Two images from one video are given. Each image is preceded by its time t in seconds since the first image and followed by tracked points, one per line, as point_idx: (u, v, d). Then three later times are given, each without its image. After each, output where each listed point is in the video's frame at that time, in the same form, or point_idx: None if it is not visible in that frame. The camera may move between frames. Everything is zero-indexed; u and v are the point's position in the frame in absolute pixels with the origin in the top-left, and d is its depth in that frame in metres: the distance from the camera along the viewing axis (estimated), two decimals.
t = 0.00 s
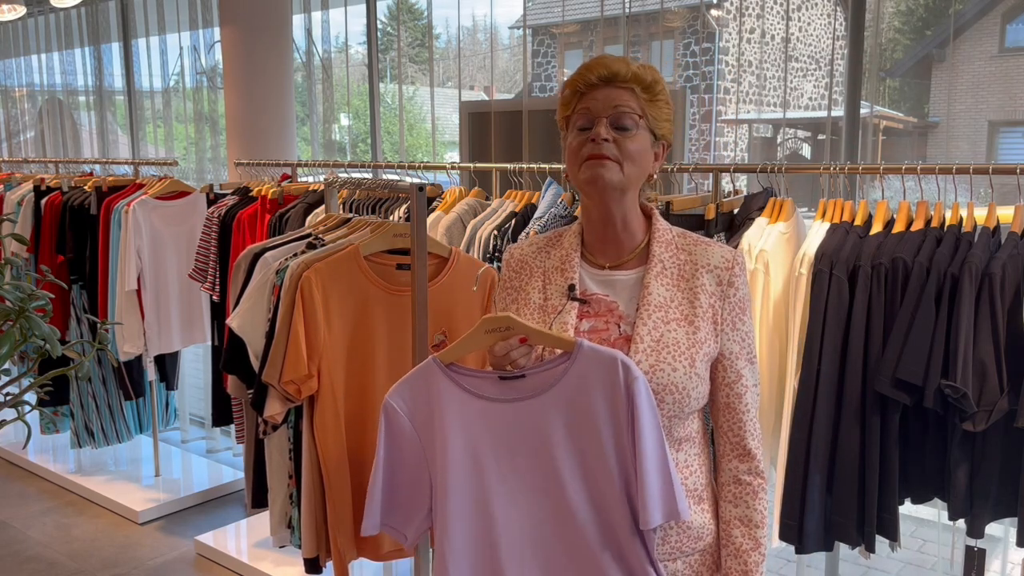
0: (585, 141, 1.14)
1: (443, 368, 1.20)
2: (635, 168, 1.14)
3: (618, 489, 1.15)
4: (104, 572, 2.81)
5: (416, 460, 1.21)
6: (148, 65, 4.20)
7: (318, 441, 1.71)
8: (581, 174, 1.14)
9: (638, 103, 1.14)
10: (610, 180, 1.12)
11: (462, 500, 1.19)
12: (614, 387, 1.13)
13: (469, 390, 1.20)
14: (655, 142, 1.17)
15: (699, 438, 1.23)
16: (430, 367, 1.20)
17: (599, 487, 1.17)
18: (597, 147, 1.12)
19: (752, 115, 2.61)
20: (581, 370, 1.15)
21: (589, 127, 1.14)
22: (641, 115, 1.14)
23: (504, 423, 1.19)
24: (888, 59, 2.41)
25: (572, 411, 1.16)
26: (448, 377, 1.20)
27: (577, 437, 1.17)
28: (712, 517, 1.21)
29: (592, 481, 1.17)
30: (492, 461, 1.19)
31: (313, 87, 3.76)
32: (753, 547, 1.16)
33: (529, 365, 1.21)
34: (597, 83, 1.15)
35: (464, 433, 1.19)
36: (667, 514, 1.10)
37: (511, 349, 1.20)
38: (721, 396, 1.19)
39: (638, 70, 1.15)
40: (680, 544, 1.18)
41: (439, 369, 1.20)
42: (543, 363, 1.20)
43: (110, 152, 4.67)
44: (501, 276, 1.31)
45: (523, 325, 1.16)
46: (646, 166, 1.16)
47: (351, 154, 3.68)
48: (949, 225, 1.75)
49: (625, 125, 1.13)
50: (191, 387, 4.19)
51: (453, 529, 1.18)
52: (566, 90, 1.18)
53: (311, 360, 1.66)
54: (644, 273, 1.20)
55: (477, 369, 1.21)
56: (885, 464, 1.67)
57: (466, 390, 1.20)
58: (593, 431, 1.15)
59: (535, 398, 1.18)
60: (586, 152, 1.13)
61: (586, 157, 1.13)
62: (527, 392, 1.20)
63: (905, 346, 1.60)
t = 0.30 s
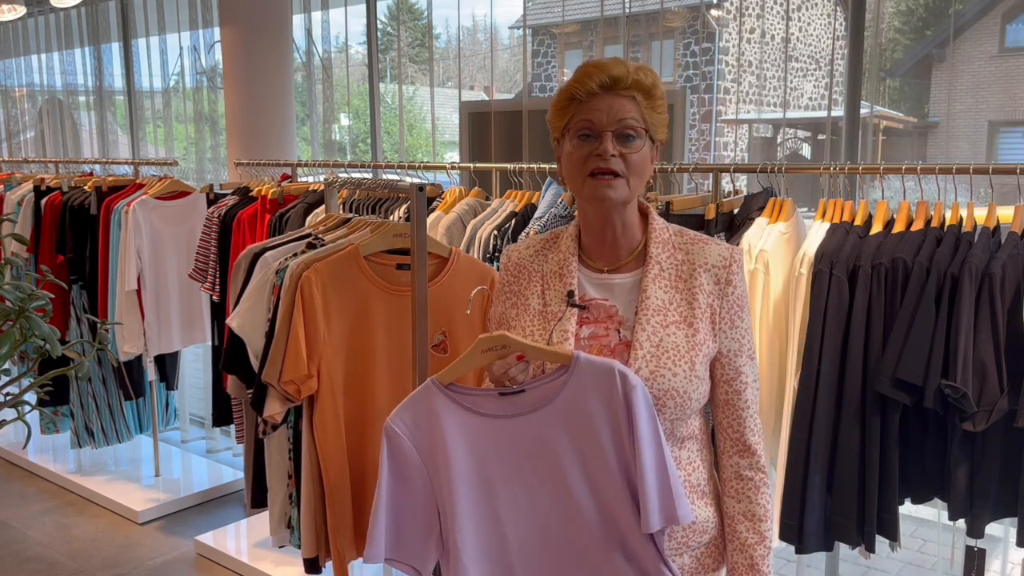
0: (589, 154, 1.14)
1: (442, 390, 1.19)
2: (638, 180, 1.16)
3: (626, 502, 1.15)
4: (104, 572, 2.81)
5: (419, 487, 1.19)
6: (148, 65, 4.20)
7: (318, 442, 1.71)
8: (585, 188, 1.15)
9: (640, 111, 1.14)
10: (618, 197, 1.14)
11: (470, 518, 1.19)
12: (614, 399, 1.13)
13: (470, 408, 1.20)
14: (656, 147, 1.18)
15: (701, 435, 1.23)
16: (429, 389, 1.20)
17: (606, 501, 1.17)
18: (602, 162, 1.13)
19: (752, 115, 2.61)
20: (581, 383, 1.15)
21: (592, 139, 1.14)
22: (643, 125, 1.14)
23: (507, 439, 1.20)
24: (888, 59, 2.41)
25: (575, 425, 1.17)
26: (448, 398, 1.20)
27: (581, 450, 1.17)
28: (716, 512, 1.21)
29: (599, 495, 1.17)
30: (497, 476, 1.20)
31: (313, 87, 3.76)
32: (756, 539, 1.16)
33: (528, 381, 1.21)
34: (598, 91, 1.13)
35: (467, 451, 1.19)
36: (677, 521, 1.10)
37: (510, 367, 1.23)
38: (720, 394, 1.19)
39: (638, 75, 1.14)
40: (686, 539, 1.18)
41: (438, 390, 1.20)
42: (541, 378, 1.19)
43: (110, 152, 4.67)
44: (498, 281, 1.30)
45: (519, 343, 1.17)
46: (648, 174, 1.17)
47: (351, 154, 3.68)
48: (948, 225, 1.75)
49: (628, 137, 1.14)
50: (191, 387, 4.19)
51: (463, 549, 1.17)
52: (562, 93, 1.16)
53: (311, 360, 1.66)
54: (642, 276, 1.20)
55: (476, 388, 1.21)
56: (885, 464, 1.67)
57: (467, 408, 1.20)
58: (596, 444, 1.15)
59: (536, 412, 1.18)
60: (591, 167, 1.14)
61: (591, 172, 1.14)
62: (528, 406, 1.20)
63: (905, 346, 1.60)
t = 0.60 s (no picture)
0: (601, 169, 1.14)
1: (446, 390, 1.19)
2: (650, 191, 1.16)
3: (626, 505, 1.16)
4: (104, 572, 2.81)
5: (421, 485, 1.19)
6: (148, 65, 4.20)
7: (318, 442, 1.71)
8: (596, 201, 1.16)
9: (651, 122, 1.13)
10: (630, 212, 1.15)
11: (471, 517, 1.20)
12: (617, 401, 1.13)
13: (474, 408, 1.20)
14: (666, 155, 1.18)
15: (706, 436, 1.23)
16: (433, 389, 1.20)
17: (607, 503, 1.17)
18: (614, 178, 1.13)
19: (752, 115, 2.61)
20: (584, 385, 1.15)
21: (604, 153, 1.14)
22: (655, 137, 1.14)
23: (508, 439, 1.20)
24: (888, 59, 2.41)
25: (577, 427, 1.17)
26: (454, 398, 1.20)
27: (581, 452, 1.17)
28: (719, 512, 1.21)
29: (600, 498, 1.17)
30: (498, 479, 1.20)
31: (313, 87, 3.76)
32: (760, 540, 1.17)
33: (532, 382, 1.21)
34: (610, 104, 1.12)
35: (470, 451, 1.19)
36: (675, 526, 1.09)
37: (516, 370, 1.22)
38: (725, 397, 1.18)
39: (651, 85, 1.12)
40: (689, 538, 1.19)
41: (442, 390, 1.20)
42: (543, 381, 1.19)
43: (110, 152, 4.67)
44: (506, 280, 1.30)
45: (524, 345, 1.17)
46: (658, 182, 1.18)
47: (351, 154, 3.68)
48: (948, 225, 1.75)
49: (641, 150, 1.14)
50: (191, 387, 4.19)
51: (465, 549, 1.18)
52: (572, 103, 1.14)
53: (311, 360, 1.66)
54: (650, 280, 1.19)
55: (480, 390, 1.21)
56: (885, 464, 1.67)
57: (471, 408, 1.20)
58: (598, 447, 1.15)
59: (538, 413, 1.18)
60: (602, 182, 1.14)
61: (603, 188, 1.14)
62: (531, 407, 1.20)
63: (905, 347, 1.60)
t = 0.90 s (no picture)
0: (617, 164, 1.14)
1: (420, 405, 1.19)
2: (665, 186, 1.16)
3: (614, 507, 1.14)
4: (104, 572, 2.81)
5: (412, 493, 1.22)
6: (148, 65, 4.20)
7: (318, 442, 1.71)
8: (613, 196, 1.16)
9: (667, 118, 1.13)
10: (646, 207, 1.14)
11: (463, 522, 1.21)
12: (592, 405, 1.11)
13: (452, 419, 1.20)
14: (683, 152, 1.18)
15: (714, 435, 1.22)
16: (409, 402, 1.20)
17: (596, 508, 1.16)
18: (631, 173, 1.13)
19: (752, 115, 2.61)
20: (559, 390, 1.13)
21: (622, 148, 1.13)
22: (672, 134, 1.14)
23: (494, 444, 1.20)
24: (888, 59, 2.41)
25: (557, 433, 1.16)
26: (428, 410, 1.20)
27: (564, 458, 1.16)
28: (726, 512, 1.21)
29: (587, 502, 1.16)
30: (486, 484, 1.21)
31: (313, 87, 3.77)
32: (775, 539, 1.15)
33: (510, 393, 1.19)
34: (627, 100, 1.12)
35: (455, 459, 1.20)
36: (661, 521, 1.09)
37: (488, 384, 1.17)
38: (736, 397, 1.19)
39: (668, 82, 1.12)
40: (695, 537, 1.19)
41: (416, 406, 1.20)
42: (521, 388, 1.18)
43: (110, 152, 4.67)
44: (518, 276, 1.29)
45: (495, 360, 1.13)
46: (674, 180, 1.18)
47: (351, 155, 3.68)
48: (948, 225, 1.75)
49: (657, 146, 1.13)
50: (191, 387, 4.19)
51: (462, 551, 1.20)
52: (590, 99, 1.14)
53: (311, 361, 1.66)
54: (663, 278, 1.19)
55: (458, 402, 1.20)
56: (885, 464, 1.67)
57: (451, 419, 1.20)
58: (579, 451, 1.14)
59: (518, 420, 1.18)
60: (618, 177, 1.14)
61: (619, 183, 1.14)
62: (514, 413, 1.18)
63: (905, 347, 1.60)
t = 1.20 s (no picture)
0: (626, 177, 1.11)
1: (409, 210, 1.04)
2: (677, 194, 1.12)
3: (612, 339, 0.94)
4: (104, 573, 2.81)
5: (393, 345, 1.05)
6: (148, 65, 4.20)
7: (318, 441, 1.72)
8: (626, 206, 1.14)
9: (675, 127, 1.09)
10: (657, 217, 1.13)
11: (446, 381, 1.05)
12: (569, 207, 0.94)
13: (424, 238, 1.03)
14: (698, 158, 1.13)
15: (722, 431, 1.18)
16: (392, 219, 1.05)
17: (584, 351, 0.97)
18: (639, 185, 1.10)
19: (752, 115, 2.61)
20: (539, 199, 0.96)
21: (629, 161, 1.10)
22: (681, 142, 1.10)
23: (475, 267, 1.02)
24: (888, 59, 2.41)
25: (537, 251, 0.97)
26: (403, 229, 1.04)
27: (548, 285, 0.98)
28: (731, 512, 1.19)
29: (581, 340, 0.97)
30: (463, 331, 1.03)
31: (313, 87, 3.78)
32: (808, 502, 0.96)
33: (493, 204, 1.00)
34: (632, 114, 1.09)
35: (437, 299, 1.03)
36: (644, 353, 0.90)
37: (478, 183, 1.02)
38: (753, 379, 1.10)
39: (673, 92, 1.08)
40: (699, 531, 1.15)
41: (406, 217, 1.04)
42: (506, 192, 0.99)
43: (110, 152, 4.66)
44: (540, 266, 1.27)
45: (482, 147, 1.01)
46: (689, 184, 1.14)
47: (351, 154, 3.68)
48: (949, 225, 1.75)
49: (666, 156, 1.09)
50: (191, 387, 4.19)
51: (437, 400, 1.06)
52: (599, 114, 1.13)
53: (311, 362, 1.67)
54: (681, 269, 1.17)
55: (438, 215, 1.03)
56: (885, 464, 1.67)
57: (440, 238, 1.03)
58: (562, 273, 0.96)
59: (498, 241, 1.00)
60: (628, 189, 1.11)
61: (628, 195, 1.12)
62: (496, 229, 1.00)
63: (905, 347, 1.60)
